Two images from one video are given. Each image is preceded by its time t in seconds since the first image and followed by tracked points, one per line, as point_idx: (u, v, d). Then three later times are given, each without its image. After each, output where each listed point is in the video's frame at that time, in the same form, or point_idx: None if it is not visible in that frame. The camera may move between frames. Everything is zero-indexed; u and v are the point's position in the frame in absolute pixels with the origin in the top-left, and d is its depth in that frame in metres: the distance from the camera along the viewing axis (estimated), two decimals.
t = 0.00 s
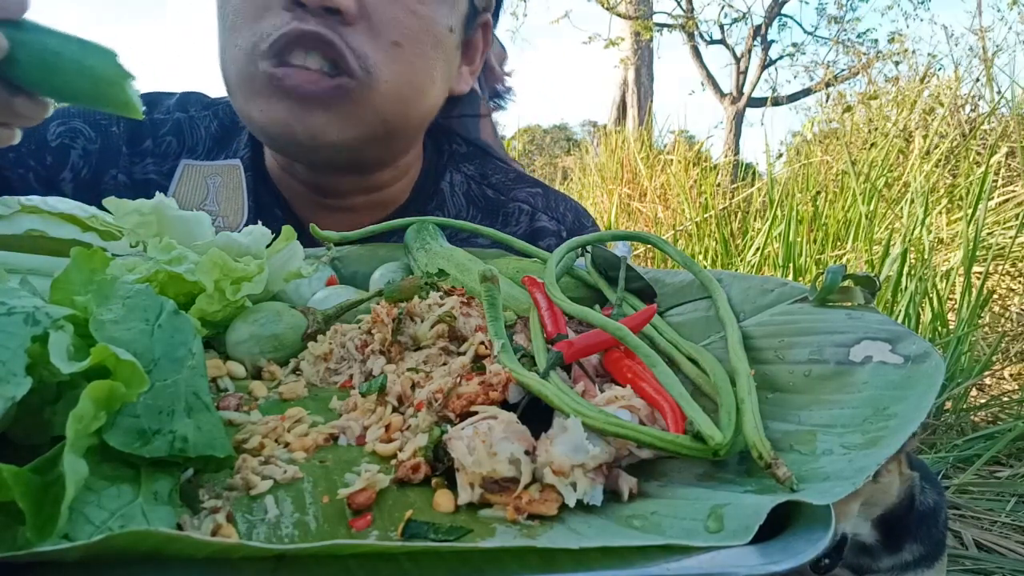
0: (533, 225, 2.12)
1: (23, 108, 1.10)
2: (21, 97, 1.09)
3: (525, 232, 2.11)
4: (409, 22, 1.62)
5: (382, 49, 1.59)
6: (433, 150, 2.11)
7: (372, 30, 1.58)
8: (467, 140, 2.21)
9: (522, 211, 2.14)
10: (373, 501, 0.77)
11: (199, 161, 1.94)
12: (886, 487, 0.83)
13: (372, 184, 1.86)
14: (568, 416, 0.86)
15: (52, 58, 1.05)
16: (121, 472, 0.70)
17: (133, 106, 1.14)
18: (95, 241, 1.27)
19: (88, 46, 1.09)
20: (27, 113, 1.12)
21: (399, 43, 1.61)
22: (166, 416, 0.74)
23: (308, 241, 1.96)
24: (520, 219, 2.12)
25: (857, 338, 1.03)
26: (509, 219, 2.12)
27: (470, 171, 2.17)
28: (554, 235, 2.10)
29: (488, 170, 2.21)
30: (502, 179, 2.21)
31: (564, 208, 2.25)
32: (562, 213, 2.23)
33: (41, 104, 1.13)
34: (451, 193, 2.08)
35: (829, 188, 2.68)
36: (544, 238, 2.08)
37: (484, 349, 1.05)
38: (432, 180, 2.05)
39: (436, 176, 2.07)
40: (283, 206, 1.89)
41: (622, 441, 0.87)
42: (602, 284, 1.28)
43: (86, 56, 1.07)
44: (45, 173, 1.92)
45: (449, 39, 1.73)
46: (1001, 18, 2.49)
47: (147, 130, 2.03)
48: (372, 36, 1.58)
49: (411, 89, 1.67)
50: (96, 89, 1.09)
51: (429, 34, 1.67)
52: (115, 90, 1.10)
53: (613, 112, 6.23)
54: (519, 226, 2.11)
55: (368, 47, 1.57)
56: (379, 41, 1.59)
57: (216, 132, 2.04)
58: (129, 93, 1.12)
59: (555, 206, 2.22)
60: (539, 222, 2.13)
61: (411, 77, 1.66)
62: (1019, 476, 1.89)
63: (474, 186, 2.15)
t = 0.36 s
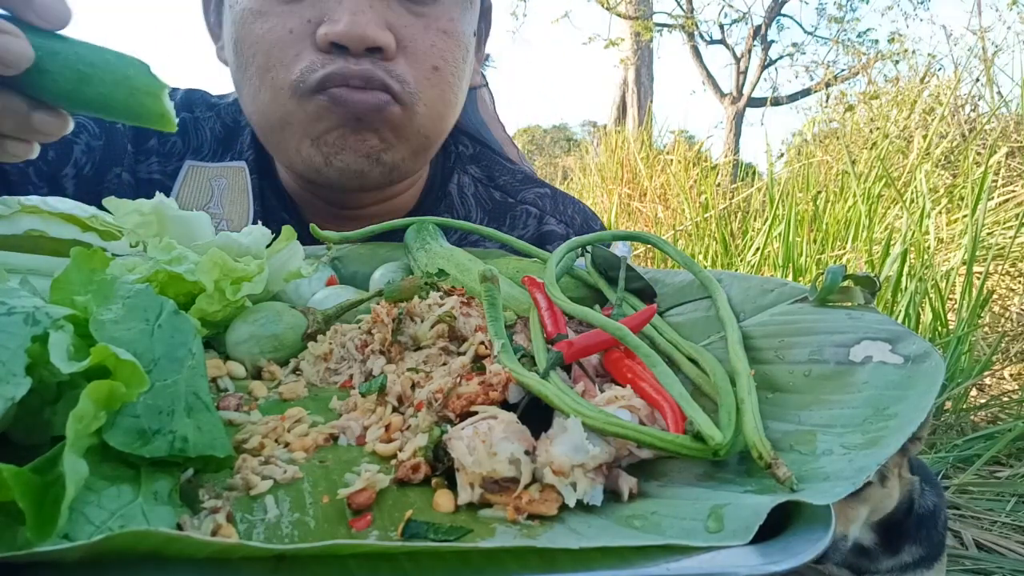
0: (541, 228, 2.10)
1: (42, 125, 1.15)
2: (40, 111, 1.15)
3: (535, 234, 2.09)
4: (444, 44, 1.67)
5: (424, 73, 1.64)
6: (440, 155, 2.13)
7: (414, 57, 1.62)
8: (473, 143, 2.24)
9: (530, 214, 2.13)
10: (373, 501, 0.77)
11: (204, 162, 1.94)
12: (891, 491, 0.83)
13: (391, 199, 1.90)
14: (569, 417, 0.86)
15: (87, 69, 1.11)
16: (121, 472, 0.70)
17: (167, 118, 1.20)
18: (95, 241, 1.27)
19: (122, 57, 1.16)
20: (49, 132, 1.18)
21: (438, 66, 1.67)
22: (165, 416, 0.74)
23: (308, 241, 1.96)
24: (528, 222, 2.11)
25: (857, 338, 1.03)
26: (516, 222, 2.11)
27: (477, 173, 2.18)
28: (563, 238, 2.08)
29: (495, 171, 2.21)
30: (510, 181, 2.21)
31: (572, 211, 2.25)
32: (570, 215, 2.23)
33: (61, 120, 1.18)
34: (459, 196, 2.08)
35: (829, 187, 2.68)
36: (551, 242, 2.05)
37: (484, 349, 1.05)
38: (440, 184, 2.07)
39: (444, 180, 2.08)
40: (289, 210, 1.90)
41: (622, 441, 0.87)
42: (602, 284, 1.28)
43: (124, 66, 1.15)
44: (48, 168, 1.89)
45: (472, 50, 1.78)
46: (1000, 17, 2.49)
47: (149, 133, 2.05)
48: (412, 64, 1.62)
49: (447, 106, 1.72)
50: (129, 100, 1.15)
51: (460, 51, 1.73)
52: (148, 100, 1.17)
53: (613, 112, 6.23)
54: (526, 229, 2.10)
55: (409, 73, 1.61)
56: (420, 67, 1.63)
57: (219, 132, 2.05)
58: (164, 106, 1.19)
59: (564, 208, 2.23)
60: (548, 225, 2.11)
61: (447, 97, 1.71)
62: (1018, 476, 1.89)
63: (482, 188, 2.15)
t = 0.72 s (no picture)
0: (535, 229, 2.10)
1: (43, 116, 1.13)
2: (41, 102, 1.12)
3: (530, 232, 2.09)
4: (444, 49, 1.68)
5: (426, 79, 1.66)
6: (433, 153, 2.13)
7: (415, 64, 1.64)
8: (466, 140, 2.22)
9: (524, 214, 2.13)
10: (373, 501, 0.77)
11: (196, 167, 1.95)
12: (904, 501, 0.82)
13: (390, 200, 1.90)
14: (569, 417, 0.86)
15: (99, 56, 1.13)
16: (121, 472, 0.70)
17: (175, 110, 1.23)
18: (95, 241, 1.27)
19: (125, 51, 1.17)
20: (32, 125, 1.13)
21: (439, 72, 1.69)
22: (164, 416, 0.74)
23: (308, 241, 1.96)
24: (522, 221, 2.11)
25: (857, 338, 1.03)
26: (510, 222, 2.12)
27: (471, 173, 2.18)
28: (558, 238, 2.09)
29: (489, 171, 2.21)
30: (505, 180, 2.20)
31: (568, 210, 2.24)
32: (566, 215, 2.22)
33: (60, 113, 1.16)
34: (454, 197, 2.10)
35: (829, 187, 2.68)
36: (546, 241, 2.06)
37: (484, 349, 1.05)
38: (434, 185, 2.07)
39: (438, 180, 2.09)
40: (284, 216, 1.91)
41: (622, 441, 0.87)
42: (602, 284, 1.28)
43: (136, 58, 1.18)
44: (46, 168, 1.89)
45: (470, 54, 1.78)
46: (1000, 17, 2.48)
47: (146, 131, 2.04)
48: (415, 72, 1.64)
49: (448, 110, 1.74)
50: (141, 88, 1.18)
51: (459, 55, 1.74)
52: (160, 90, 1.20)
53: (613, 112, 6.23)
54: (521, 229, 2.10)
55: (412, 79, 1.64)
56: (422, 72, 1.65)
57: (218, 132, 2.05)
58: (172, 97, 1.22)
59: (559, 208, 2.22)
60: (543, 225, 2.11)
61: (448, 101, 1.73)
62: (1019, 476, 1.89)
63: (475, 188, 2.15)
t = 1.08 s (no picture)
0: (539, 227, 2.08)
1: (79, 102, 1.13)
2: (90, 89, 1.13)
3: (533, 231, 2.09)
4: (444, 31, 1.69)
5: (427, 61, 1.66)
6: (438, 151, 2.14)
7: (417, 46, 1.64)
8: (471, 140, 2.24)
9: (528, 213, 2.12)
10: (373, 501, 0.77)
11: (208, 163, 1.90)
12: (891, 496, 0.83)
13: (394, 190, 1.90)
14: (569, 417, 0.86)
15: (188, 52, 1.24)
16: (121, 472, 0.70)
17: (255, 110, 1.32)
18: (95, 241, 1.27)
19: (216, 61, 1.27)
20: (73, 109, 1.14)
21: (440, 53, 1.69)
22: (164, 417, 0.74)
23: (308, 241, 1.96)
24: (526, 220, 2.10)
25: (857, 338, 1.03)
26: (515, 220, 2.10)
27: (475, 172, 2.18)
28: (561, 236, 2.07)
29: (493, 170, 2.21)
30: (508, 179, 2.21)
31: (571, 210, 2.24)
32: (569, 214, 2.22)
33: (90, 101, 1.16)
34: (458, 194, 2.08)
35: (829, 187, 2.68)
36: (550, 240, 2.04)
37: (484, 349, 1.05)
38: (438, 183, 2.07)
39: (442, 178, 2.08)
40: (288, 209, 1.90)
41: (622, 441, 0.87)
42: (602, 284, 1.28)
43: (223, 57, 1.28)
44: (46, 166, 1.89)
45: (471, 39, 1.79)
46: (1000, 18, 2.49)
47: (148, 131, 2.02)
48: (417, 54, 1.64)
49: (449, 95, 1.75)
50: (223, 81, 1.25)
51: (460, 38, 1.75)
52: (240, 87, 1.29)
53: (613, 112, 6.23)
54: (524, 228, 2.08)
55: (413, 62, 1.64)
56: (423, 54, 1.65)
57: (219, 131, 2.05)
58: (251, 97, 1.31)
59: (562, 207, 2.22)
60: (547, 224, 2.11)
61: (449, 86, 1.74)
62: (1019, 476, 1.89)
63: (480, 186, 2.15)
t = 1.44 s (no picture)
0: (541, 230, 2.09)
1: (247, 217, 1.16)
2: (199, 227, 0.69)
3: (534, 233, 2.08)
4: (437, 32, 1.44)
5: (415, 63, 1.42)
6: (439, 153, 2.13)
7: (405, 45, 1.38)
8: (474, 143, 2.21)
9: (530, 216, 2.12)
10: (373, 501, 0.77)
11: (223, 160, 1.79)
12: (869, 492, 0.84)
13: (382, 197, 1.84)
14: (569, 417, 0.86)
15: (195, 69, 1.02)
16: (121, 473, 0.70)
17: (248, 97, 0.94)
18: (94, 240, 1.26)
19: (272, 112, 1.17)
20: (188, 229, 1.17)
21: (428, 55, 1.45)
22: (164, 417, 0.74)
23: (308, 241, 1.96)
24: (528, 224, 2.10)
25: (857, 338, 1.03)
26: (517, 223, 2.11)
27: (478, 174, 2.17)
28: (563, 239, 2.05)
29: (495, 172, 2.20)
30: (511, 182, 2.20)
31: (574, 213, 2.23)
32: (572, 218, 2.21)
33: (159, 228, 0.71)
34: (460, 198, 2.09)
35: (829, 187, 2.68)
36: (550, 242, 2.02)
37: (484, 349, 1.05)
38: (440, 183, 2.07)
39: (445, 179, 2.09)
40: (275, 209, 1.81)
41: (622, 441, 0.87)
42: (602, 284, 1.29)
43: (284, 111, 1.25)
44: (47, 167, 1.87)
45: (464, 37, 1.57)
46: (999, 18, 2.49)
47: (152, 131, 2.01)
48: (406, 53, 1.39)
49: (439, 97, 1.54)
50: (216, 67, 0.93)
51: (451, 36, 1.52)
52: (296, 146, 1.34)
53: (613, 113, 6.24)
54: (527, 231, 2.08)
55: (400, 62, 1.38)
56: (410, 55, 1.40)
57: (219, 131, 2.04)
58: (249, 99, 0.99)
59: (565, 211, 2.21)
60: (550, 226, 2.11)
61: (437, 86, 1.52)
62: (1019, 476, 1.89)
63: (482, 190, 2.14)
